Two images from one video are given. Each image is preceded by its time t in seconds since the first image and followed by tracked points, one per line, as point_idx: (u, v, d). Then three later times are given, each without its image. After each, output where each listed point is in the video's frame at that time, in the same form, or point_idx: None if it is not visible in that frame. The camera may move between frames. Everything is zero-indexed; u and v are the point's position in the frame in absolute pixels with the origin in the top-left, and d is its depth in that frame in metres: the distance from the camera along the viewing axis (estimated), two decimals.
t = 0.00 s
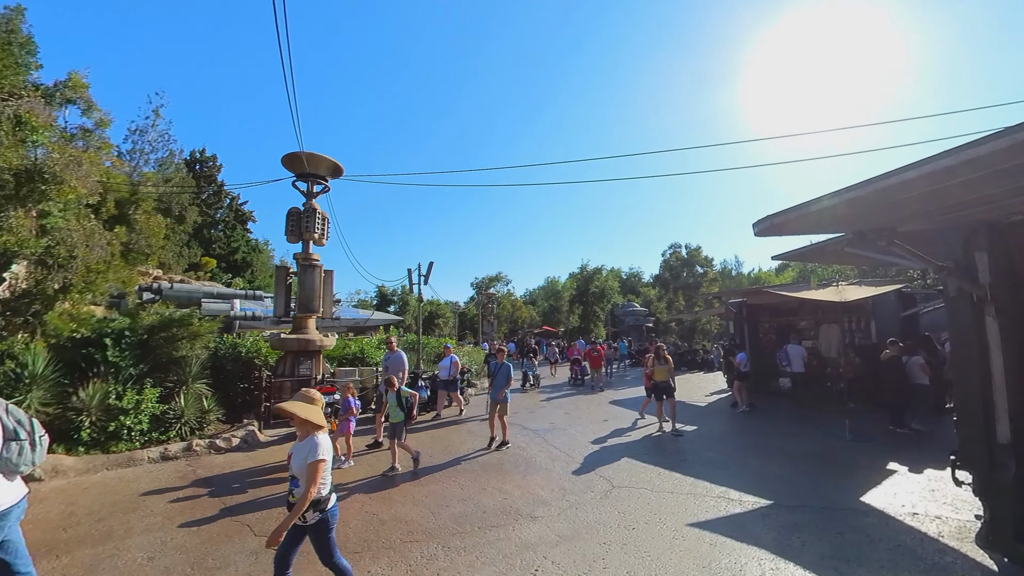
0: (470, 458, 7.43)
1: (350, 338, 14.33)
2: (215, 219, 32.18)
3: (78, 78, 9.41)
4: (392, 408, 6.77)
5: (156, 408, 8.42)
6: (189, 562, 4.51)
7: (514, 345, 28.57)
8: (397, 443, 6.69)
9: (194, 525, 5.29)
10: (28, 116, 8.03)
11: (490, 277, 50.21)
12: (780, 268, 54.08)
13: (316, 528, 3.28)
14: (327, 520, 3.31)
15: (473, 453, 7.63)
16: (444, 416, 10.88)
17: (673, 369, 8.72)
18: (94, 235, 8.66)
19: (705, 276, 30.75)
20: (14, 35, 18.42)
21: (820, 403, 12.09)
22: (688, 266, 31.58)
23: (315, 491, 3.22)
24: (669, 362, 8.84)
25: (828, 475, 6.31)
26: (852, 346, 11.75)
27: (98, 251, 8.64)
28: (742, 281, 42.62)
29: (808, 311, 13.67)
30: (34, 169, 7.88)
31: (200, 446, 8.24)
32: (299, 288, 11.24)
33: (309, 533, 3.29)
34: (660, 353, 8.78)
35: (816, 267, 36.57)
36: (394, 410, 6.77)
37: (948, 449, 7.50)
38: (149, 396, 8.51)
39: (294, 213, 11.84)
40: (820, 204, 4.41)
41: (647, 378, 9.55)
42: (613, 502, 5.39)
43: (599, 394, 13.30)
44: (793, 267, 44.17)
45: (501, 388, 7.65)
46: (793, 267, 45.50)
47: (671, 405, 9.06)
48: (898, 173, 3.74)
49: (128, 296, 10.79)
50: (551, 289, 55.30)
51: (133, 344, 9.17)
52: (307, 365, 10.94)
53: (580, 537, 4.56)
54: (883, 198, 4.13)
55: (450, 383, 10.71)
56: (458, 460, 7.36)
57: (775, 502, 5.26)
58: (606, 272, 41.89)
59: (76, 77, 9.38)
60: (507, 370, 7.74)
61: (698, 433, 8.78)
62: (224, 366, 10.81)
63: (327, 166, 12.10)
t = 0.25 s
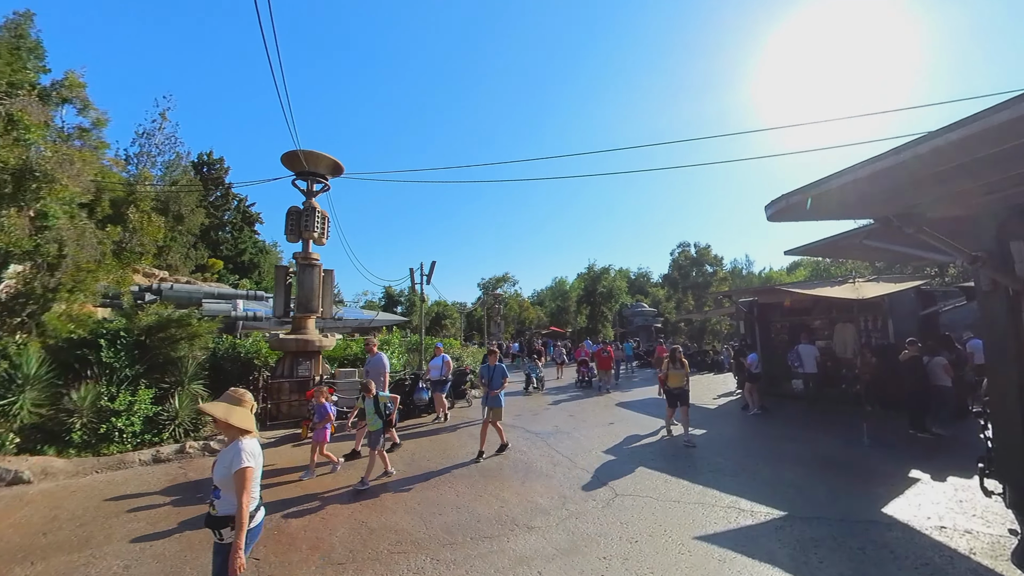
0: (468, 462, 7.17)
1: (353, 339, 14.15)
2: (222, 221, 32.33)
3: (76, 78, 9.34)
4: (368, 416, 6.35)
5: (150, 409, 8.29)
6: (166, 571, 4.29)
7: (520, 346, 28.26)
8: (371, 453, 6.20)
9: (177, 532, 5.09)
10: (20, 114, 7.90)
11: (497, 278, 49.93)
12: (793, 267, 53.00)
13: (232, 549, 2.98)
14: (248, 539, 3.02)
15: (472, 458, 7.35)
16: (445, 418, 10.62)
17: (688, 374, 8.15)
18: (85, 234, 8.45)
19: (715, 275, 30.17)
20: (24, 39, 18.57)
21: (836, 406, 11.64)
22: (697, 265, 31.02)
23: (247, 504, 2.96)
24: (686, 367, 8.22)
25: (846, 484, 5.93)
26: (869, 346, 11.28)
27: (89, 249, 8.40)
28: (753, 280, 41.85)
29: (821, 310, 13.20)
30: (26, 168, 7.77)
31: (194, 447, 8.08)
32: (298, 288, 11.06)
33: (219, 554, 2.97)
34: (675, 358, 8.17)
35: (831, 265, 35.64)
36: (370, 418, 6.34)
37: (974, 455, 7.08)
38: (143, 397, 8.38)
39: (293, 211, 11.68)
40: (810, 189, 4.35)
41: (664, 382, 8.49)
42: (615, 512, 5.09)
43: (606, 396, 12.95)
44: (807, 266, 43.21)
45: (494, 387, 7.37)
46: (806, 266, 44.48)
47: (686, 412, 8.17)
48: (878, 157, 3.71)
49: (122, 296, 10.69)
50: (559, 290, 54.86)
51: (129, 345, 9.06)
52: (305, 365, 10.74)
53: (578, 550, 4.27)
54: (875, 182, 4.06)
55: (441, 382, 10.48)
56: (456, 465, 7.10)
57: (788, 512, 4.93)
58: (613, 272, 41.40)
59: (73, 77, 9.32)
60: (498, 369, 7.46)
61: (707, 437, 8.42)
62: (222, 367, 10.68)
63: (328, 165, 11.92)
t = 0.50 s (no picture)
0: (467, 467, 6.92)
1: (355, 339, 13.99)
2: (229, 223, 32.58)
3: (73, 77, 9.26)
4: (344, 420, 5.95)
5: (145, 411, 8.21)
6: None
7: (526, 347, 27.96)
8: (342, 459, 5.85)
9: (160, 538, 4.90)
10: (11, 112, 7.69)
11: (504, 279, 49.73)
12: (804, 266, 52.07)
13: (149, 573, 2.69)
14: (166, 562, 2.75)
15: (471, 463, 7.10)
16: (447, 421, 10.39)
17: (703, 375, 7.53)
18: (75, 233, 8.32)
19: (725, 275, 29.62)
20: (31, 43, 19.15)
21: (851, 409, 11.21)
22: (706, 265, 30.49)
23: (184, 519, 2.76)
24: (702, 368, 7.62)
25: (864, 493, 5.59)
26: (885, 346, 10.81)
27: (80, 249, 8.26)
28: (764, 280, 41.13)
29: (835, 309, 12.76)
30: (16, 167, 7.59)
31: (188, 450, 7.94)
32: (297, 288, 10.90)
33: None
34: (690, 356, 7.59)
35: (844, 263, 34.89)
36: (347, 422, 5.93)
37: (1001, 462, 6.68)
38: (138, 398, 8.32)
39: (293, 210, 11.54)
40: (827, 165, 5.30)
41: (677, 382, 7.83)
42: (618, 522, 4.81)
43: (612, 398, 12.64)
44: (819, 265, 42.37)
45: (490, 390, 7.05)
46: (819, 265, 43.65)
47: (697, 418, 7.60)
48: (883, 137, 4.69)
49: (117, 295, 10.65)
50: (566, 290, 54.47)
51: (125, 346, 9.01)
52: (305, 366, 10.56)
53: (577, 564, 4.01)
54: (877, 160, 5.06)
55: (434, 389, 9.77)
56: (454, 470, 6.86)
57: (802, 524, 4.62)
58: (621, 272, 40.94)
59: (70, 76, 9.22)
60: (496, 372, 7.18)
61: (717, 442, 8.09)
62: (221, 368, 10.54)
63: (328, 163, 11.79)
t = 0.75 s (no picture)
0: (465, 476, 6.64)
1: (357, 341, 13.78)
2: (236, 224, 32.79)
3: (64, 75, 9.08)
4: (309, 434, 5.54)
5: (138, 415, 8.06)
6: None
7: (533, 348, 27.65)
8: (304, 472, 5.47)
9: (140, 553, 4.68)
10: None
11: (510, 279, 49.47)
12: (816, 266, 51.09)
13: None
14: None
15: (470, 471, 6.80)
16: (448, 425, 10.12)
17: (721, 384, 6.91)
18: (64, 235, 8.13)
19: (735, 274, 29.03)
20: (34, 48, 20.28)
21: (868, 414, 10.77)
22: (715, 264, 29.92)
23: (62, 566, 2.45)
24: (720, 375, 6.98)
25: (887, 508, 5.22)
26: (907, 352, 10.48)
27: (67, 251, 8.08)
28: (774, 280, 40.38)
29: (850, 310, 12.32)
30: None
31: (181, 455, 7.77)
32: (296, 289, 10.70)
33: None
34: (707, 363, 6.96)
35: (858, 262, 34.08)
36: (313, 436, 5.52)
37: None
38: (132, 402, 8.15)
39: (292, 211, 11.34)
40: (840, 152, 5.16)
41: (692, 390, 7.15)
42: (622, 539, 4.51)
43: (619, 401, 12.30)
44: (832, 264, 41.51)
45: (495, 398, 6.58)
46: (832, 264, 42.76)
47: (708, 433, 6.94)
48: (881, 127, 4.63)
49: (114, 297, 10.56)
50: (573, 291, 54.04)
51: (121, 350, 8.81)
52: (303, 369, 10.35)
53: None
54: (882, 151, 4.97)
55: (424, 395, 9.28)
56: (451, 478, 6.58)
57: (821, 543, 4.28)
58: (628, 272, 40.44)
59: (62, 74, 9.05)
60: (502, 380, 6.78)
61: (728, 449, 7.73)
62: (220, 370, 10.34)
63: (327, 163, 11.60)
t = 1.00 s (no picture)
0: (464, 482, 6.37)
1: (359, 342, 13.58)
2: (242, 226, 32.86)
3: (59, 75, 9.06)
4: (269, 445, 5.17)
5: (133, 417, 7.90)
6: None
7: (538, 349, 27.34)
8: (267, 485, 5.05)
9: (123, 563, 4.50)
10: None
11: (516, 280, 49.11)
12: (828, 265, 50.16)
13: None
14: None
15: (471, 478, 6.55)
16: (449, 428, 9.84)
17: (740, 388, 6.51)
18: (56, 234, 8.04)
19: (744, 274, 28.49)
20: (39, 51, 20.55)
21: (886, 418, 10.37)
22: (724, 264, 29.39)
23: None
24: (738, 379, 6.60)
25: (913, 521, 4.88)
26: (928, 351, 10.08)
27: (60, 251, 8.00)
28: (784, 279, 39.70)
29: (865, 309, 11.94)
30: None
31: (175, 459, 7.60)
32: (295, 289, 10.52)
33: None
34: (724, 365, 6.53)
35: (871, 262, 33.30)
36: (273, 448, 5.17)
37: None
38: (126, 404, 7.99)
39: (292, 210, 11.17)
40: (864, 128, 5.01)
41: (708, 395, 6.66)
42: (628, 553, 4.24)
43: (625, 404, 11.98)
44: (844, 263, 40.67)
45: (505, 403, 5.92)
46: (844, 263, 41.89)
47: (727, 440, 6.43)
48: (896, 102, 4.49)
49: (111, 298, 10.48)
50: (580, 291, 53.63)
51: (118, 350, 8.75)
52: (302, 370, 10.15)
53: None
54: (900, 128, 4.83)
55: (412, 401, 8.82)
56: (450, 485, 6.31)
57: (841, 560, 3.99)
58: (635, 272, 39.97)
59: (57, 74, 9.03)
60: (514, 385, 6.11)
61: (740, 455, 7.41)
62: (218, 372, 10.21)
63: (327, 161, 11.42)
